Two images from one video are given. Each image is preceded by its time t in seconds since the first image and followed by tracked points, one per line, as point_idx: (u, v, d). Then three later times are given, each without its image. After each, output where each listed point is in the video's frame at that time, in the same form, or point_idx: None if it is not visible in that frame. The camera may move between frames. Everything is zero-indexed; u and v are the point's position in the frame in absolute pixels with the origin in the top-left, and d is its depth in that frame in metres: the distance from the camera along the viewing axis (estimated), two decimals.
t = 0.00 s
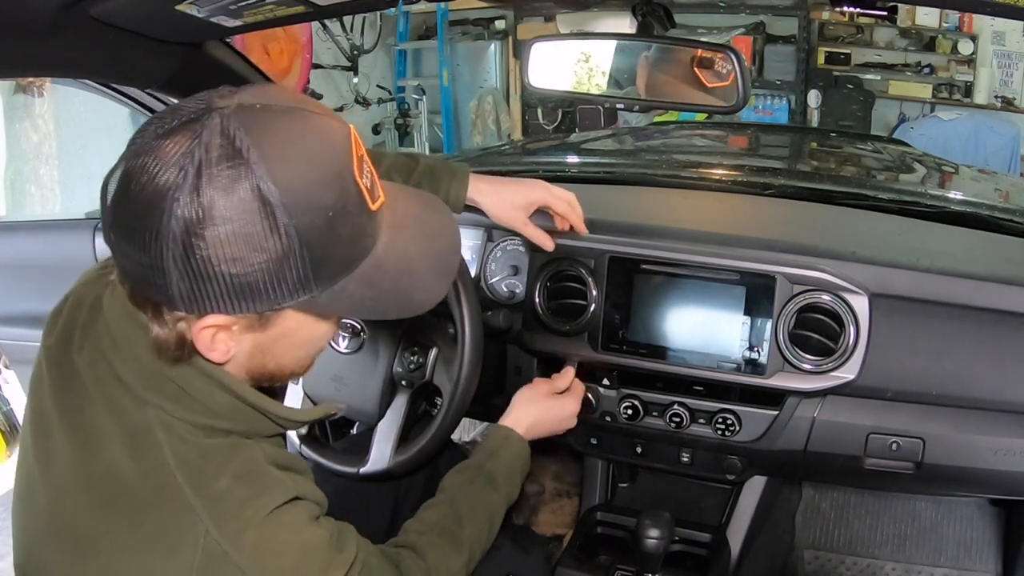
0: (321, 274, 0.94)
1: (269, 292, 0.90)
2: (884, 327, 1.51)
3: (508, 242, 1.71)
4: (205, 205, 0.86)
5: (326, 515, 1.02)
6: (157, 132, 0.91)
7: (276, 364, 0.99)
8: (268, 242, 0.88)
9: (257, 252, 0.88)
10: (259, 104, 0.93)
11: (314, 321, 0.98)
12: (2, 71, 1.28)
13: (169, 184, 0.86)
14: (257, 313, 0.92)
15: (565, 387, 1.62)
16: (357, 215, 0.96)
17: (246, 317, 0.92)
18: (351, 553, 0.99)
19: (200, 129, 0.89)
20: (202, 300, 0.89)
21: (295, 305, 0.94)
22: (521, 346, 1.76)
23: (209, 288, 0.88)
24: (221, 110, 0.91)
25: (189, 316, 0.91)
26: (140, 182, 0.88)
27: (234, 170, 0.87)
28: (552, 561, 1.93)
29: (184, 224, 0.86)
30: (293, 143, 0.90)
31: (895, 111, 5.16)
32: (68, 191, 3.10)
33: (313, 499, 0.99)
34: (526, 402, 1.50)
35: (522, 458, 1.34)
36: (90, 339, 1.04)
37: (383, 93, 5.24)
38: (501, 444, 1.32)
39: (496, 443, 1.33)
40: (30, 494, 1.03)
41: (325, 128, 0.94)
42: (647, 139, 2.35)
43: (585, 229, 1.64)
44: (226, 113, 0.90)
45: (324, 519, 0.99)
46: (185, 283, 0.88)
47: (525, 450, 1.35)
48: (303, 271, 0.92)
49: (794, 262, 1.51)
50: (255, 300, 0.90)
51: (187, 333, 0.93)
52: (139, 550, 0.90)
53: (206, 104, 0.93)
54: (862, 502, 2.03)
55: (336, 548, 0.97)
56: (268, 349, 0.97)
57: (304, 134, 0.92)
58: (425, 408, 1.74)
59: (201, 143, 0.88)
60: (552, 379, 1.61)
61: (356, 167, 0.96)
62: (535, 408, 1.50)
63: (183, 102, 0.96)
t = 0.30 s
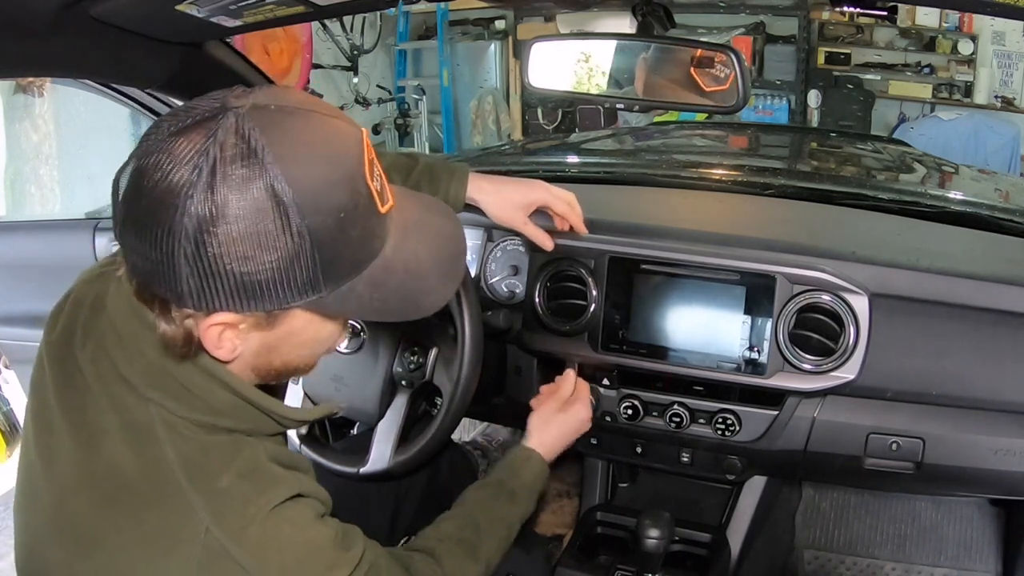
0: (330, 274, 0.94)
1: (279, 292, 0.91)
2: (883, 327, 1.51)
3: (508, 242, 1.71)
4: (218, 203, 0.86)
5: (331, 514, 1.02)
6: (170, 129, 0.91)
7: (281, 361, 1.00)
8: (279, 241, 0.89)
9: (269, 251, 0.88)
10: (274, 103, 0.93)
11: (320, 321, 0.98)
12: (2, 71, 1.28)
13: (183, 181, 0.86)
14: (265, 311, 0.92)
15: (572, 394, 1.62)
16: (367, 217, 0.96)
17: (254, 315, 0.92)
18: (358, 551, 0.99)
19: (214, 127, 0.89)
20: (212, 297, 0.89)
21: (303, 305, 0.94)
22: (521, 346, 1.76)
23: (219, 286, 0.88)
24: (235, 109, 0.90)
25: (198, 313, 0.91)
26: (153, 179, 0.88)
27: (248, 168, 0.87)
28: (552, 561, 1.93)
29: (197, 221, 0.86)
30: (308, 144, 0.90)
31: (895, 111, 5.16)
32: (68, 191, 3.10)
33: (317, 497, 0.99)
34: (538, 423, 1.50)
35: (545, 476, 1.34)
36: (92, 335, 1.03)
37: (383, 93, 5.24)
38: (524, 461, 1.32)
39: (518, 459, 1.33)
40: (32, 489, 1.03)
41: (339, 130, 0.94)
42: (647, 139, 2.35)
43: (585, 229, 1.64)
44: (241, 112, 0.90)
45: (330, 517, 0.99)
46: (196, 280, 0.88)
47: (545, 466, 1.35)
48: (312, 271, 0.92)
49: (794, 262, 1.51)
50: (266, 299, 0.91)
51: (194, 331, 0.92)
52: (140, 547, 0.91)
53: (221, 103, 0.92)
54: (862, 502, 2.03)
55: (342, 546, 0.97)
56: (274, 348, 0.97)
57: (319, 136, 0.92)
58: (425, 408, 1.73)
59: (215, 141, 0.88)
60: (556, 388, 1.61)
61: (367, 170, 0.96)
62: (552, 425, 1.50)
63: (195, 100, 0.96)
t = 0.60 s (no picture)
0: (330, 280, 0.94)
1: (278, 299, 0.91)
2: (884, 327, 1.51)
3: (508, 242, 1.71)
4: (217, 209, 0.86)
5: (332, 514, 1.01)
6: (169, 135, 0.91)
7: (277, 366, 0.99)
8: (279, 247, 0.88)
9: (268, 258, 0.88)
10: (274, 110, 0.93)
11: (317, 328, 0.98)
12: (2, 71, 1.28)
13: (182, 188, 0.86)
14: (264, 318, 0.92)
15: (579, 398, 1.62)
16: (366, 225, 0.96)
17: (251, 322, 0.92)
18: (358, 550, 0.98)
19: (213, 133, 0.89)
20: (211, 304, 0.89)
21: (300, 313, 0.94)
22: (520, 346, 1.76)
23: (217, 293, 0.88)
24: (235, 116, 0.90)
25: (195, 320, 0.91)
26: (152, 185, 0.88)
27: (247, 175, 0.87)
28: (552, 561, 1.93)
29: (196, 228, 0.86)
30: (307, 151, 0.90)
31: (895, 111, 5.16)
32: (68, 191, 3.10)
33: (317, 497, 0.99)
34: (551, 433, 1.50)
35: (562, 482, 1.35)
36: (87, 337, 1.03)
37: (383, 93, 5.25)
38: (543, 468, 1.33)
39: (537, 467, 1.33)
40: (29, 491, 1.03)
41: (339, 138, 0.94)
42: (647, 139, 2.35)
43: (585, 229, 1.63)
44: (240, 118, 0.90)
45: (330, 517, 0.99)
46: (195, 286, 0.88)
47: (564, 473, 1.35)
48: (312, 278, 0.92)
49: (794, 262, 1.51)
50: (265, 306, 0.90)
51: (192, 336, 0.92)
52: (138, 550, 0.91)
53: (220, 109, 0.93)
54: (862, 502, 2.03)
55: (341, 546, 0.96)
56: (270, 353, 0.97)
57: (320, 144, 0.92)
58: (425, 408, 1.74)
59: (215, 147, 0.88)
60: (563, 396, 1.61)
61: (366, 176, 0.96)
62: (565, 432, 1.51)
63: (194, 105, 0.96)
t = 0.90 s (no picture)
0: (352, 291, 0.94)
1: (302, 310, 0.90)
2: (883, 327, 1.51)
3: (508, 242, 1.71)
4: (246, 218, 0.86)
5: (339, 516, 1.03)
6: (196, 143, 0.91)
7: (292, 373, 1.00)
8: (304, 257, 0.88)
9: (295, 268, 0.88)
10: (301, 122, 0.93)
11: (334, 336, 0.98)
12: (2, 71, 1.28)
13: (211, 196, 0.86)
14: (285, 327, 0.92)
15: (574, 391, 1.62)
16: (387, 237, 0.97)
17: (272, 330, 0.92)
18: (366, 551, 1.00)
19: (242, 143, 0.89)
20: (234, 312, 0.89)
21: (321, 322, 0.94)
22: (521, 346, 1.76)
23: (242, 301, 0.88)
24: (263, 126, 0.91)
25: (217, 325, 0.91)
26: (180, 193, 0.88)
27: (275, 185, 0.87)
28: (552, 561, 1.93)
29: (224, 236, 0.86)
30: (333, 163, 0.91)
31: (895, 111, 5.17)
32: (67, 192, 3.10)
33: (328, 500, 1.01)
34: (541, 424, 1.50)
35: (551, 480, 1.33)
36: (104, 340, 1.02)
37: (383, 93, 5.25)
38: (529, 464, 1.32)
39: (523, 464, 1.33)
40: (39, 494, 1.02)
41: (363, 151, 0.95)
42: (647, 139, 2.35)
43: (585, 229, 1.64)
44: (268, 129, 0.91)
45: (339, 521, 1.01)
46: (219, 294, 0.88)
47: (554, 469, 1.34)
48: (335, 288, 0.92)
49: (794, 262, 1.50)
50: (288, 315, 0.90)
51: (213, 343, 0.92)
52: (157, 551, 0.91)
53: (247, 120, 0.93)
54: (862, 502, 2.03)
55: (350, 548, 0.98)
56: (287, 359, 0.97)
57: (346, 157, 0.92)
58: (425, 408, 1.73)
59: (244, 156, 0.88)
60: (558, 388, 1.61)
61: (388, 190, 0.97)
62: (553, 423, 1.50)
63: (220, 115, 0.96)
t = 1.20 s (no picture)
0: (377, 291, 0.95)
1: (331, 311, 0.91)
2: (883, 327, 1.51)
3: (508, 242, 1.71)
4: (277, 222, 0.86)
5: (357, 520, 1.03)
6: (221, 149, 0.91)
7: (317, 374, 1.00)
8: (333, 260, 0.89)
9: (324, 271, 0.89)
10: (326, 126, 0.94)
11: (359, 336, 0.99)
12: (2, 71, 1.28)
13: (241, 200, 0.86)
14: (313, 328, 0.92)
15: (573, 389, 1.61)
16: (410, 239, 0.98)
17: (299, 330, 0.92)
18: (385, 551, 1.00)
19: (270, 148, 0.89)
20: (264, 315, 0.89)
21: (347, 321, 0.94)
22: (521, 346, 1.76)
23: (271, 304, 0.89)
24: (290, 131, 0.91)
25: (246, 328, 0.91)
26: (208, 198, 0.88)
27: (305, 188, 0.88)
28: (552, 561, 1.93)
29: (255, 240, 0.86)
30: (360, 166, 0.91)
31: (895, 111, 5.17)
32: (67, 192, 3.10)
33: (347, 503, 1.00)
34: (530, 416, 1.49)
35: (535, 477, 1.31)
36: (125, 344, 1.03)
37: (383, 93, 5.26)
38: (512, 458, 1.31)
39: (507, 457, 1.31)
40: (55, 498, 1.01)
41: (387, 156, 0.95)
42: (647, 139, 2.35)
43: (585, 229, 1.63)
44: (296, 133, 0.91)
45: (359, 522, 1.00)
46: (249, 297, 0.88)
47: (542, 460, 1.33)
48: (361, 290, 0.93)
49: (794, 262, 1.50)
50: (317, 316, 0.91)
51: (241, 344, 0.92)
52: (182, 551, 0.90)
53: (273, 124, 0.93)
54: (862, 502, 2.03)
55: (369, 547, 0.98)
56: (313, 360, 0.98)
57: (372, 160, 0.93)
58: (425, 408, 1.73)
59: (273, 161, 0.88)
60: (557, 383, 1.59)
61: (411, 192, 0.98)
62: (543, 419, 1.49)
63: (244, 121, 0.96)
